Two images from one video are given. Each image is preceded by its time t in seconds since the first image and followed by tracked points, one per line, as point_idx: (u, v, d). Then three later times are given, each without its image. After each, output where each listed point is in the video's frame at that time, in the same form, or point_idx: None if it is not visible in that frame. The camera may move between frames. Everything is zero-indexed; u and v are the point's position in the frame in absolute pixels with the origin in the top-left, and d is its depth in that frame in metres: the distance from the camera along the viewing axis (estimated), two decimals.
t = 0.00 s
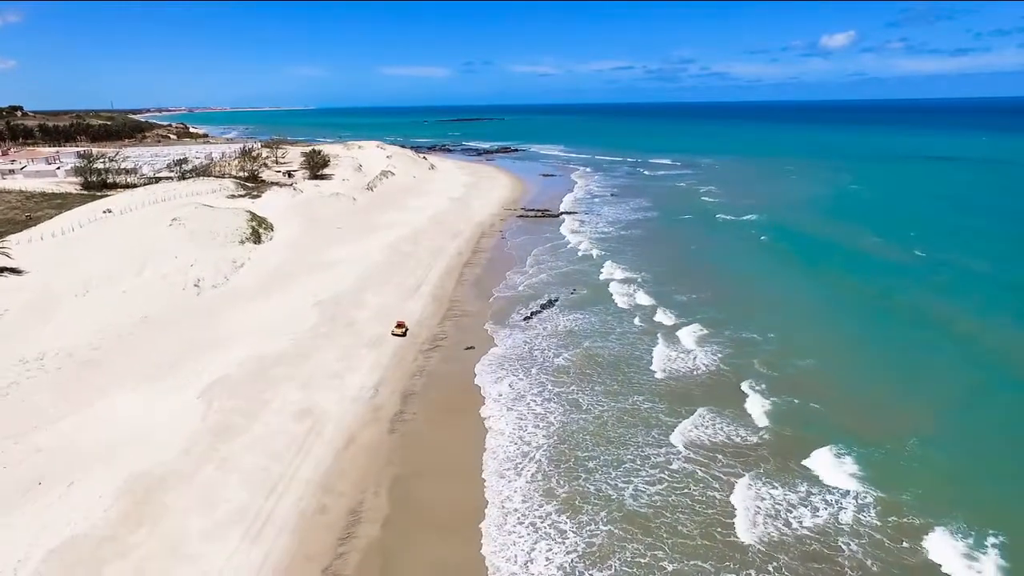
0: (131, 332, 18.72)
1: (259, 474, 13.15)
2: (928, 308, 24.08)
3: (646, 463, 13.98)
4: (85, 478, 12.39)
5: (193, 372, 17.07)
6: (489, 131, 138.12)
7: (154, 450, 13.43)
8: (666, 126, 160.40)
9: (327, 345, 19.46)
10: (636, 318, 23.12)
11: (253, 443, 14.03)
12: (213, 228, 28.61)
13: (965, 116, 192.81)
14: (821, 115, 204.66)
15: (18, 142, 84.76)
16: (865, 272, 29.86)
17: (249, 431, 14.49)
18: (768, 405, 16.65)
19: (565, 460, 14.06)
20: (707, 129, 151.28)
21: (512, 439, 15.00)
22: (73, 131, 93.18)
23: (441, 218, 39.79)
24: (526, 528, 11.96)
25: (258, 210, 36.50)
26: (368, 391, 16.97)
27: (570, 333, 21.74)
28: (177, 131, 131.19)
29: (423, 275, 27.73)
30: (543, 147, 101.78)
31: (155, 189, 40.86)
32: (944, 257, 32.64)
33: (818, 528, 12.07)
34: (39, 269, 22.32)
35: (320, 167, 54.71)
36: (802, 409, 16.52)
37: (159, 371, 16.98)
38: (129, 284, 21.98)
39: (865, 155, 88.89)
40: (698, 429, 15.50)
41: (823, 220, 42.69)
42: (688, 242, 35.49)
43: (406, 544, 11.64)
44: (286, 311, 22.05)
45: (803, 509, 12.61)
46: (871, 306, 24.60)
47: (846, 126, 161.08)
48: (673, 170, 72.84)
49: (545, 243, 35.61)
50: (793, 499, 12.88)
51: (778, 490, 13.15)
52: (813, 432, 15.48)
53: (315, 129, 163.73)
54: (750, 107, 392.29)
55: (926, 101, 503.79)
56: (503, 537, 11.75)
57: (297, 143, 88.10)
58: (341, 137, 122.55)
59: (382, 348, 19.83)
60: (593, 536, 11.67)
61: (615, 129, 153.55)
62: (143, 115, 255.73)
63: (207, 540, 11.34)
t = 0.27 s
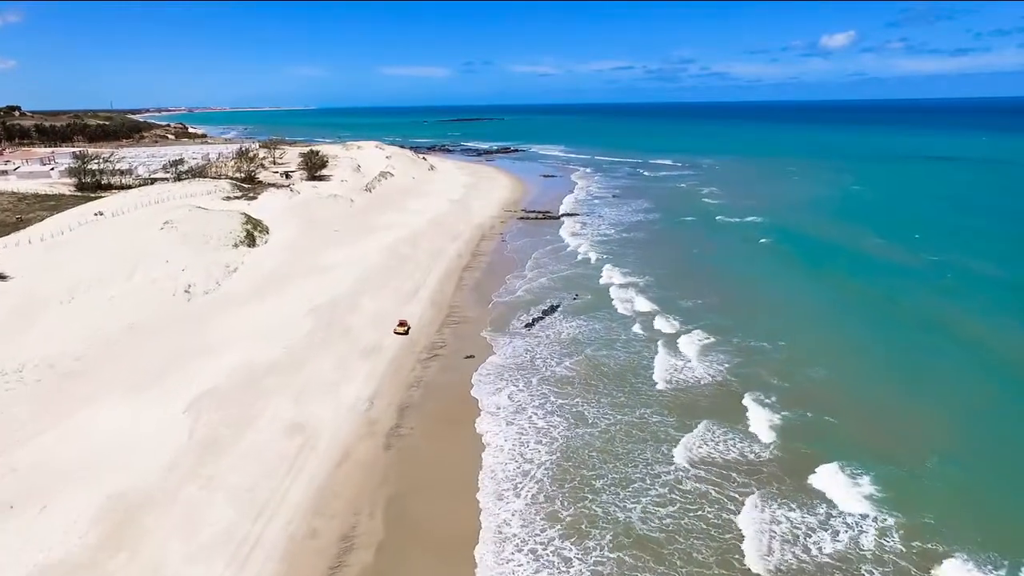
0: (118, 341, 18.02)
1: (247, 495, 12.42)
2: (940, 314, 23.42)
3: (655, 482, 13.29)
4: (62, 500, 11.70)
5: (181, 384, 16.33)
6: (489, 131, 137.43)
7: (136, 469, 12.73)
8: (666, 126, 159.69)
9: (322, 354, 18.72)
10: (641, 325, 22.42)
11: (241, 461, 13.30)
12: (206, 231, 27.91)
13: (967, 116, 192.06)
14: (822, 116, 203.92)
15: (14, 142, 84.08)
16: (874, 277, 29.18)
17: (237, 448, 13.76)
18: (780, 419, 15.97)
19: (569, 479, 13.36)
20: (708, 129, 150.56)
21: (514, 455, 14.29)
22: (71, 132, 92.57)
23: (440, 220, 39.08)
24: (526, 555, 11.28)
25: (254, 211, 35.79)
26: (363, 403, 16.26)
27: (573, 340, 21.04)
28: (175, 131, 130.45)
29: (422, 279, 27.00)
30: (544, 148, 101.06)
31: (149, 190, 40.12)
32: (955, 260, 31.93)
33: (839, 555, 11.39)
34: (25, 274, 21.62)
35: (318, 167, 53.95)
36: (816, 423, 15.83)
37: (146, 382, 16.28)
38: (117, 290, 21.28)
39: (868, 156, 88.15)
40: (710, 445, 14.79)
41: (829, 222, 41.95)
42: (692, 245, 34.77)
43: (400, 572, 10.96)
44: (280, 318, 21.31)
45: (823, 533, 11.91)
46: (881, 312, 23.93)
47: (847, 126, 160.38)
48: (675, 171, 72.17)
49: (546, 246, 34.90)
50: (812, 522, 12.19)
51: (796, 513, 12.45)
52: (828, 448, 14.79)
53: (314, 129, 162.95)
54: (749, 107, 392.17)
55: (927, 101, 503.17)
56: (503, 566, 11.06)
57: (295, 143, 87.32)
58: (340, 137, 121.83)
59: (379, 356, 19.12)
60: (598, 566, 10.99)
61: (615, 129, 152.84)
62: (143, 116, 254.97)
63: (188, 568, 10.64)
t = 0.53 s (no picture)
0: (102, 350, 17.29)
1: (231, 520, 11.67)
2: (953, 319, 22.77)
3: (665, 503, 12.59)
4: (34, 524, 10.98)
5: (166, 396, 15.54)
6: (489, 131, 136.73)
7: (115, 490, 12.01)
8: (667, 126, 159.01)
9: (315, 364, 17.95)
10: (645, 332, 21.71)
11: (226, 482, 12.53)
12: (198, 234, 27.19)
13: (966, 116, 191.70)
14: (823, 116, 202.90)
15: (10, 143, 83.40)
16: (882, 279, 28.53)
17: (222, 467, 13.01)
18: (794, 433, 15.29)
19: (573, 501, 12.65)
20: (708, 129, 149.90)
21: (515, 474, 13.58)
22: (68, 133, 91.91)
23: (439, 222, 38.36)
24: None
25: (249, 213, 35.06)
26: (358, 417, 15.53)
27: (577, 349, 20.31)
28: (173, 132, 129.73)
29: (420, 284, 26.24)
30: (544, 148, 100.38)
31: (142, 191, 39.34)
32: (964, 263, 31.25)
33: None
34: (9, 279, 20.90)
35: (315, 169, 53.18)
36: (830, 437, 15.16)
37: (129, 394, 15.55)
38: (104, 296, 20.55)
39: (870, 156, 87.45)
40: (722, 463, 14.08)
41: (834, 224, 41.23)
42: (695, 247, 34.07)
43: None
44: (272, 325, 20.53)
45: (845, 560, 11.22)
46: (891, 317, 23.25)
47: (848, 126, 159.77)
48: (676, 171, 71.49)
49: (547, 248, 34.17)
50: (834, 548, 11.49)
51: (816, 538, 11.76)
52: (845, 465, 14.11)
53: (313, 129, 162.10)
54: (749, 107, 391.62)
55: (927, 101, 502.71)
56: None
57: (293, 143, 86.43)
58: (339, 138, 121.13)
59: (375, 365, 18.39)
60: None
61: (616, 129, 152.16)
62: (141, 115, 253.68)
63: None
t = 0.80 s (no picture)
0: (86, 361, 16.62)
1: (214, 549, 11.00)
2: (966, 325, 22.12)
3: (677, 527, 11.95)
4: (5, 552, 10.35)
5: (151, 411, 14.86)
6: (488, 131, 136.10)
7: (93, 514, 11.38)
8: (667, 126, 158.35)
9: (308, 375, 17.27)
10: (651, 339, 21.00)
11: (211, 505, 11.89)
12: (190, 238, 26.51)
13: (968, 116, 190.98)
14: (823, 116, 202.35)
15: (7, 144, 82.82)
16: (891, 284, 27.84)
17: (206, 491, 12.35)
18: (809, 450, 14.60)
19: (579, 525, 11.96)
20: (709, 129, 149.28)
21: (516, 494, 12.88)
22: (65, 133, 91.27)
23: (439, 224, 37.69)
24: None
25: (245, 216, 34.40)
26: (352, 432, 14.86)
27: (580, 358, 19.62)
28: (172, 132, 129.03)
29: (418, 289, 25.54)
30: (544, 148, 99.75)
31: (136, 194, 38.67)
32: (975, 267, 30.56)
33: None
34: None
35: (313, 170, 52.50)
36: (847, 455, 14.46)
37: (113, 408, 14.88)
38: (91, 303, 19.89)
39: (873, 156, 86.82)
40: (736, 482, 13.40)
41: (840, 226, 40.56)
42: (699, 251, 33.36)
43: None
44: (264, 334, 19.85)
45: None
46: (902, 325, 22.60)
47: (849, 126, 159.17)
48: (678, 172, 70.84)
49: (549, 251, 33.50)
50: None
51: (838, 566, 11.18)
52: (864, 485, 13.42)
53: (312, 129, 161.39)
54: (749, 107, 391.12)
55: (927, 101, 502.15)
56: None
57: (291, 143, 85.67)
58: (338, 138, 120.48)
59: (371, 376, 17.71)
60: None
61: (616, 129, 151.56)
62: (142, 117, 253.65)
63: None
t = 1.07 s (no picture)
0: (67, 373, 15.88)
1: None
2: (981, 331, 21.49)
3: (690, 553, 11.34)
4: None
5: (134, 427, 14.15)
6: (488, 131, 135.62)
7: (69, 543, 10.71)
8: (668, 126, 157.79)
9: (300, 387, 16.55)
10: (656, 348, 20.28)
11: (193, 533, 11.22)
12: (182, 242, 25.80)
13: (969, 117, 190.47)
14: (823, 116, 201.86)
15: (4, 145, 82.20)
16: (900, 286, 27.19)
17: (190, 516, 11.66)
18: (826, 469, 13.92)
19: (585, 553, 11.29)
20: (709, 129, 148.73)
21: (516, 518, 12.18)
22: (61, 134, 90.55)
23: (437, 226, 37.01)
24: None
25: (239, 218, 33.69)
26: (345, 449, 14.15)
27: (585, 368, 18.88)
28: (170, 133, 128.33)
29: (416, 295, 24.82)
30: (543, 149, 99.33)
31: (130, 195, 37.95)
32: (983, 269, 29.95)
33: None
34: None
35: (310, 171, 51.78)
36: (866, 474, 13.78)
37: (93, 425, 14.15)
38: (76, 311, 19.16)
39: (874, 156, 86.21)
40: (751, 504, 12.74)
41: (846, 228, 39.87)
42: (702, 253, 32.64)
43: None
44: (256, 342, 19.13)
45: None
46: (914, 329, 21.96)
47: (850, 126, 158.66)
48: (679, 172, 70.20)
49: (549, 254, 32.80)
50: None
51: None
52: (886, 507, 12.74)
53: (311, 129, 160.61)
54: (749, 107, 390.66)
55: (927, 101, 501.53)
56: None
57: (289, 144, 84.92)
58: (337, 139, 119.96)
59: (366, 388, 17.01)
60: None
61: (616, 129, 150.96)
62: (141, 117, 253.23)
63: None
